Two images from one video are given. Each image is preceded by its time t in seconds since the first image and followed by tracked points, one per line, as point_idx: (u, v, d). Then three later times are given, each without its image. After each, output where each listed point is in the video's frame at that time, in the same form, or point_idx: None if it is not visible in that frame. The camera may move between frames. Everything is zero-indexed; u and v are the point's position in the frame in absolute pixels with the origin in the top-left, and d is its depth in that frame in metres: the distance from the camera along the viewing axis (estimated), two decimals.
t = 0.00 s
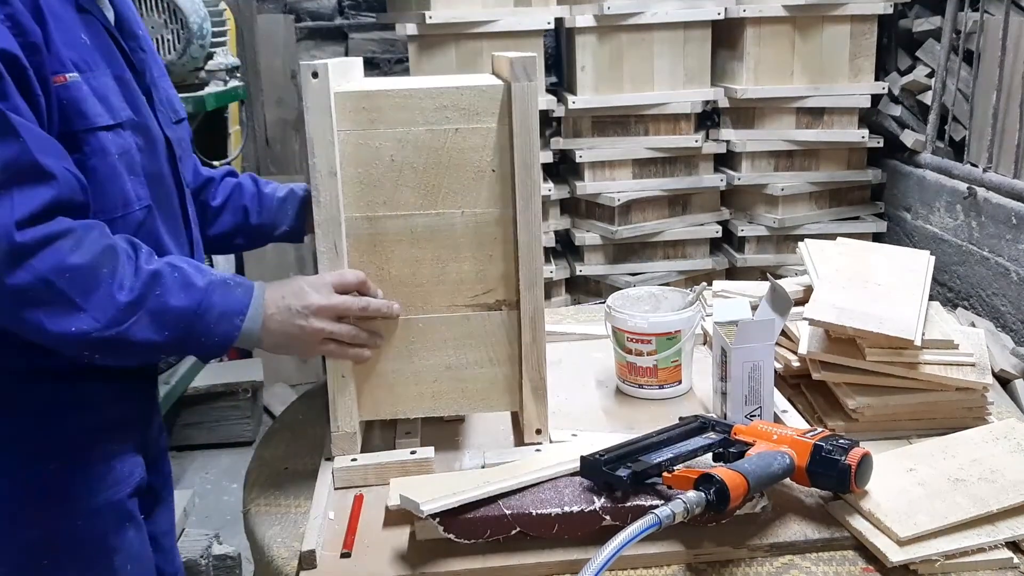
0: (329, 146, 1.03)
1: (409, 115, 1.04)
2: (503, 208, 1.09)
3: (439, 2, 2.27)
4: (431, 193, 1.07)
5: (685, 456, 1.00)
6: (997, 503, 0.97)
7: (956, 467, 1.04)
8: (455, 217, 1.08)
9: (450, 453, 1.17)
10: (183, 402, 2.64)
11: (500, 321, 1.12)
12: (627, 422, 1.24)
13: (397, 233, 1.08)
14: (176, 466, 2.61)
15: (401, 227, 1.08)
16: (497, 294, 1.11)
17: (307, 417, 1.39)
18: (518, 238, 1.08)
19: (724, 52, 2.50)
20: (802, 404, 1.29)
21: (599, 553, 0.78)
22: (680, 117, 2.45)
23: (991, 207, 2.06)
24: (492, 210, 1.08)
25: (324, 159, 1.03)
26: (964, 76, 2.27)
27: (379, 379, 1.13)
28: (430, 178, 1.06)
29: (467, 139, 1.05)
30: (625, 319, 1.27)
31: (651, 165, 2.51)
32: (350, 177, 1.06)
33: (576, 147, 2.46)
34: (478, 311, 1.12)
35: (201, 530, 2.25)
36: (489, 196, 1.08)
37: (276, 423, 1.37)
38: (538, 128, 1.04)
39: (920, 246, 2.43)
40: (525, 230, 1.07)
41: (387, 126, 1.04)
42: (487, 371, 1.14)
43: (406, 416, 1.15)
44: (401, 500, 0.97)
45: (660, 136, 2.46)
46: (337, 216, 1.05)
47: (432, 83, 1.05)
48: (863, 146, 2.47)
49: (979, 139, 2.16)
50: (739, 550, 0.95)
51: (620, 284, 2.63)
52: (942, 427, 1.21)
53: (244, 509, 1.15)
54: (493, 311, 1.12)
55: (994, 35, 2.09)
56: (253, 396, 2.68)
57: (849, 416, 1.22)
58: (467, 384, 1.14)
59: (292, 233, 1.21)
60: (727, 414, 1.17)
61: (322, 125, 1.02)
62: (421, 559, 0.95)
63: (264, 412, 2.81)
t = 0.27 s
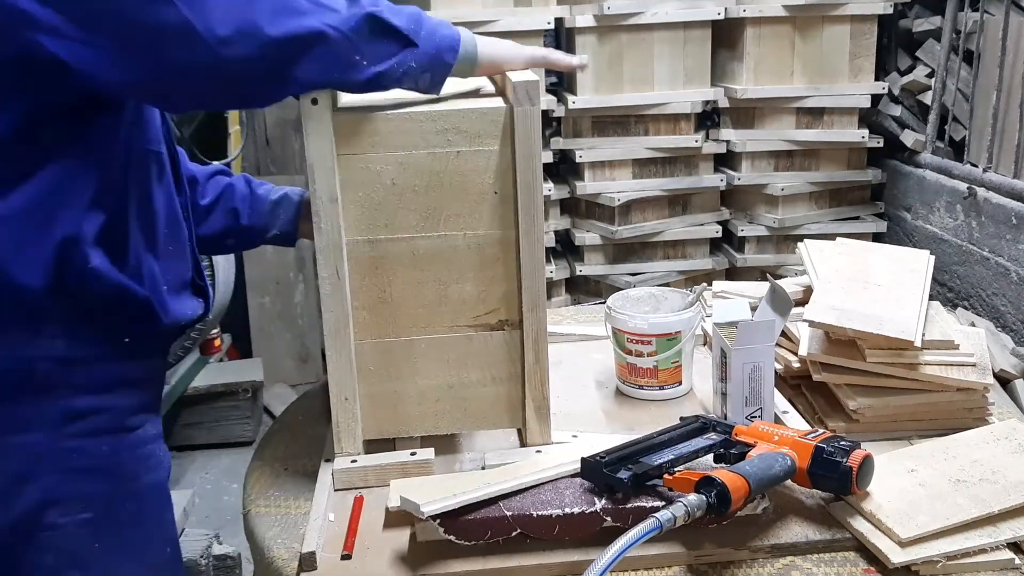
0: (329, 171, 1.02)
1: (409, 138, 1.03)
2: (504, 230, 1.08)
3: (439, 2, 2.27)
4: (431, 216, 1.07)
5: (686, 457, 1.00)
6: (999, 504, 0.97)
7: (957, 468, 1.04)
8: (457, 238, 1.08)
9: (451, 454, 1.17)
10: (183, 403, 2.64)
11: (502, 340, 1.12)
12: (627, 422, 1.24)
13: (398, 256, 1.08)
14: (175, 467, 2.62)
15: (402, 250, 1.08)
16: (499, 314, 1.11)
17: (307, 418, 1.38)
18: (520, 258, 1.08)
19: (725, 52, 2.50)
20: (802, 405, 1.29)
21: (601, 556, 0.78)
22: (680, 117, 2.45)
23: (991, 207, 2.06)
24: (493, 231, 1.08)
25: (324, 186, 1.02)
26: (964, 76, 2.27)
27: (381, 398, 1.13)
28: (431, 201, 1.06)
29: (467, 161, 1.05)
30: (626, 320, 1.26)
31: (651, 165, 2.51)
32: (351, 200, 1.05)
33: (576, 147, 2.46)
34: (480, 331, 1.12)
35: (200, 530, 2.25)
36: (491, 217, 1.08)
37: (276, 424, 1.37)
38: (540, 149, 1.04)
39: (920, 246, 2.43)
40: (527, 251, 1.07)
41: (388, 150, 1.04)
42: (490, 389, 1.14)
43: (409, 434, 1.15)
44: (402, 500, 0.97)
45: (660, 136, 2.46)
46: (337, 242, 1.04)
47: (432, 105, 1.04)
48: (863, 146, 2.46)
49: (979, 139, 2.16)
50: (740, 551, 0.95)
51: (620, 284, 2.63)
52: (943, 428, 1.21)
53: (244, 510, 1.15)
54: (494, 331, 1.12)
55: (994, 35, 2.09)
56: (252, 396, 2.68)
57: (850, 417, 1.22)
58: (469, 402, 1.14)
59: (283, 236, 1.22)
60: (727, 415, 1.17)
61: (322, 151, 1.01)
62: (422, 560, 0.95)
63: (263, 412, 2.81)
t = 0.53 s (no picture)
0: (328, 171, 1.02)
1: (408, 139, 1.03)
2: (502, 229, 1.08)
3: (439, 2, 2.27)
4: (430, 216, 1.07)
5: (686, 457, 1.00)
6: (998, 504, 0.97)
7: (957, 468, 1.04)
8: (456, 238, 1.08)
9: (450, 454, 1.17)
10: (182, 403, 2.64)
11: (501, 339, 1.12)
12: (626, 422, 1.24)
13: (397, 256, 1.08)
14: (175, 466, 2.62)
15: (402, 250, 1.08)
16: (498, 313, 1.12)
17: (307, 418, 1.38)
18: (518, 257, 1.08)
19: (724, 52, 2.50)
20: (802, 405, 1.29)
21: (601, 556, 0.78)
22: (680, 117, 2.45)
23: (991, 207, 2.06)
24: (491, 231, 1.08)
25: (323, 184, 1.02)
26: (964, 76, 2.27)
27: (381, 398, 1.13)
28: (430, 200, 1.06)
29: (465, 161, 1.05)
30: (625, 319, 1.26)
31: (651, 165, 2.51)
32: (350, 200, 1.06)
33: (576, 147, 2.46)
34: (479, 331, 1.12)
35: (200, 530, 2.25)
36: (489, 217, 1.08)
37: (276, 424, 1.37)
38: (538, 149, 1.04)
39: (921, 246, 2.43)
40: (525, 251, 1.07)
41: (387, 150, 1.04)
42: (488, 389, 1.14)
43: (409, 434, 1.15)
44: (401, 500, 0.97)
45: (660, 136, 2.46)
46: (337, 242, 1.04)
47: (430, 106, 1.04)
48: (863, 146, 2.46)
49: (979, 139, 2.16)
50: (739, 551, 0.95)
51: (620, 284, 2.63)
52: (943, 428, 1.21)
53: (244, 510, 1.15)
54: (494, 330, 1.12)
55: (994, 35, 2.09)
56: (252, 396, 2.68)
57: (849, 417, 1.22)
58: (468, 402, 1.14)
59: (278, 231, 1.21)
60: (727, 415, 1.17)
61: (321, 152, 1.01)
62: (422, 560, 0.95)
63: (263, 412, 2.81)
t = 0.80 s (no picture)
0: (328, 171, 1.02)
1: (408, 139, 1.03)
2: (502, 229, 1.08)
3: (438, 2, 2.27)
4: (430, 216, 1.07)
5: (686, 457, 1.00)
6: (998, 504, 0.97)
7: (956, 468, 1.04)
8: (456, 238, 1.08)
9: (450, 454, 1.17)
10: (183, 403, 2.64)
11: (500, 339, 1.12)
12: (626, 422, 1.24)
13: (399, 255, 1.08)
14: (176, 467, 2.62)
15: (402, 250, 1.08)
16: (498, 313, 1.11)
17: (306, 417, 1.38)
18: (518, 257, 1.08)
19: (725, 52, 2.50)
20: (802, 405, 1.29)
21: (601, 556, 0.78)
22: (680, 117, 2.45)
23: (991, 207, 2.06)
24: (491, 231, 1.08)
25: (323, 184, 1.02)
26: (964, 76, 2.27)
27: (382, 398, 1.13)
28: (430, 201, 1.06)
29: (466, 161, 1.05)
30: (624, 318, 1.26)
31: (651, 165, 2.51)
32: (350, 201, 1.06)
33: (576, 147, 2.46)
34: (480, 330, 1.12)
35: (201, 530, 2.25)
36: (489, 217, 1.08)
37: (276, 423, 1.37)
38: (538, 149, 1.04)
39: (920, 246, 2.43)
40: (525, 250, 1.07)
41: (387, 150, 1.04)
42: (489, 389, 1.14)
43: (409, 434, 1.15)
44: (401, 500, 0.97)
45: (660, 136, 2.46)
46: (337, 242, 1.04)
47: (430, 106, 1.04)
48: (863, 146, 2.46)
49: (979, 139, 2.16)
50: (740, 551, 0.95)
51: (620, 284, 2.63)
52: (943, 428, 1.21)
53: (244, 510, 1.15)
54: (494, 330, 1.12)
55: (994, 35, 2.09)
56: (252, 396, 2.68)
57: (849, 416, 1.22)
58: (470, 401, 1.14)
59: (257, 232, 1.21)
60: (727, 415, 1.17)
61: (321, 152, 1.01)
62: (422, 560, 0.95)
63: (263, 412, 2.81)
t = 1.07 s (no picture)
0: (328, 171, 1.02)
1: (408, 139, 1.04)
2: (503, 230, 1.09)
3: (439, 2, 2.27)
4: (430, 216, 1.07)
5: (685, 456, 1.00)
6: (997, 504, 0.97)
7: (956, 468, 1.05)
8: (456, 238, 1.08)
9: (451, 454, 1.17)
10: (184, 403, 2.64)
11: (500, 339, 1.13)
12: (627, 422, 1.25)
13: (399, 256, 1.08)
14: (176, 467, 2.62)
15: (402, 250, 1.08)
16: (498, 313, 1.12)
17: (307, 417, 1.39)
18: (518, 257, 1.08)
19: (724, 53, 2.50)
20: (801, 405, 1.29)
21: (601, 556, 0.78)
22: (680, 117, 2.46)
23: (991, 207, 2.06)
24: (491, 231, 1.08)
25: (323, 184, 1.02)
26: (963, 76, 2.27)
27: (381, 397, 1.13)
28: (431, 201, 1.06)
29: (466, 162, 1.05)
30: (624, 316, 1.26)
31: (651, 165, 2.51)
32: (350, 201, 1.06)
33: (576, 147, 2.46)
34: (480, 330, 1.12)
35: (201, 530, 2.25)
36: (489, 217, 1.08)
37: (276, 423, 1.37)
38: (538, 149, 1.04)
39: (920, 246, 2.43)
40: (525, 250, 1.07)
41: (387, 150, 1.04)
42: (488, 389, 1.14)
43: (408, 434, 1.15)
44: (401, 500, 0.97)
45: (660, 136, 2.46)
46: (337, 242, 1.04)
47: (430, 106, 1.04)
48: (863, 146, 2.47)
49: (979, 140, 2.16)
50: (739, 551, 0.95)
51: (620, 284, 2.63)
52: (942, 428, 1.21)
53: (244, 509, 1.16)
54: (494, 330, 1.12)
55: (994, 35, 2.09)
56: (253, 396, 2.68)
57: (848, 416, 1.22)
58: (469, 401, 1.15)
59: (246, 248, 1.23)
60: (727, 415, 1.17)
61: (321, 152, 1.01)
62: (422, 559, 0.95)
63: (264, 412, 2.81)
